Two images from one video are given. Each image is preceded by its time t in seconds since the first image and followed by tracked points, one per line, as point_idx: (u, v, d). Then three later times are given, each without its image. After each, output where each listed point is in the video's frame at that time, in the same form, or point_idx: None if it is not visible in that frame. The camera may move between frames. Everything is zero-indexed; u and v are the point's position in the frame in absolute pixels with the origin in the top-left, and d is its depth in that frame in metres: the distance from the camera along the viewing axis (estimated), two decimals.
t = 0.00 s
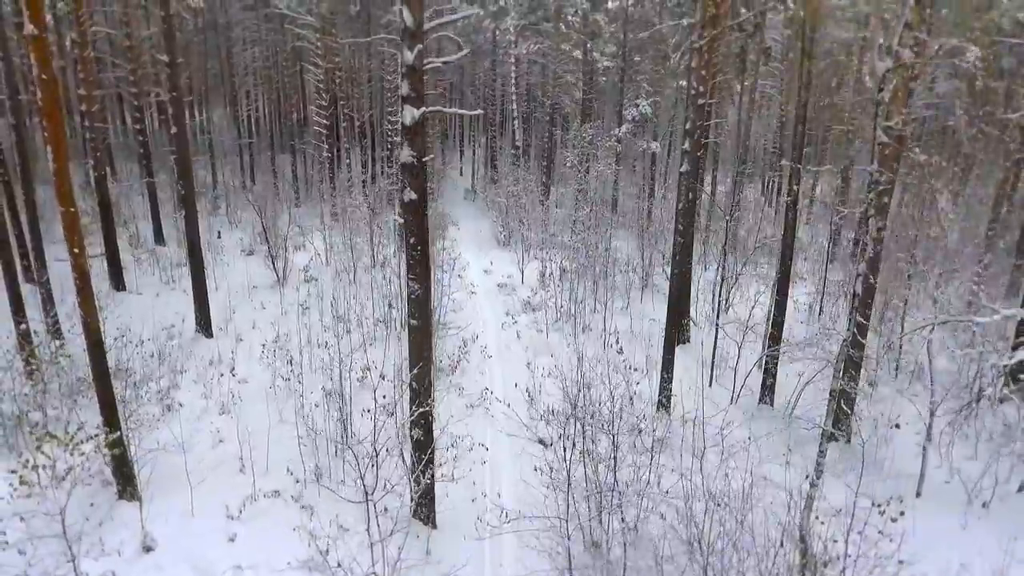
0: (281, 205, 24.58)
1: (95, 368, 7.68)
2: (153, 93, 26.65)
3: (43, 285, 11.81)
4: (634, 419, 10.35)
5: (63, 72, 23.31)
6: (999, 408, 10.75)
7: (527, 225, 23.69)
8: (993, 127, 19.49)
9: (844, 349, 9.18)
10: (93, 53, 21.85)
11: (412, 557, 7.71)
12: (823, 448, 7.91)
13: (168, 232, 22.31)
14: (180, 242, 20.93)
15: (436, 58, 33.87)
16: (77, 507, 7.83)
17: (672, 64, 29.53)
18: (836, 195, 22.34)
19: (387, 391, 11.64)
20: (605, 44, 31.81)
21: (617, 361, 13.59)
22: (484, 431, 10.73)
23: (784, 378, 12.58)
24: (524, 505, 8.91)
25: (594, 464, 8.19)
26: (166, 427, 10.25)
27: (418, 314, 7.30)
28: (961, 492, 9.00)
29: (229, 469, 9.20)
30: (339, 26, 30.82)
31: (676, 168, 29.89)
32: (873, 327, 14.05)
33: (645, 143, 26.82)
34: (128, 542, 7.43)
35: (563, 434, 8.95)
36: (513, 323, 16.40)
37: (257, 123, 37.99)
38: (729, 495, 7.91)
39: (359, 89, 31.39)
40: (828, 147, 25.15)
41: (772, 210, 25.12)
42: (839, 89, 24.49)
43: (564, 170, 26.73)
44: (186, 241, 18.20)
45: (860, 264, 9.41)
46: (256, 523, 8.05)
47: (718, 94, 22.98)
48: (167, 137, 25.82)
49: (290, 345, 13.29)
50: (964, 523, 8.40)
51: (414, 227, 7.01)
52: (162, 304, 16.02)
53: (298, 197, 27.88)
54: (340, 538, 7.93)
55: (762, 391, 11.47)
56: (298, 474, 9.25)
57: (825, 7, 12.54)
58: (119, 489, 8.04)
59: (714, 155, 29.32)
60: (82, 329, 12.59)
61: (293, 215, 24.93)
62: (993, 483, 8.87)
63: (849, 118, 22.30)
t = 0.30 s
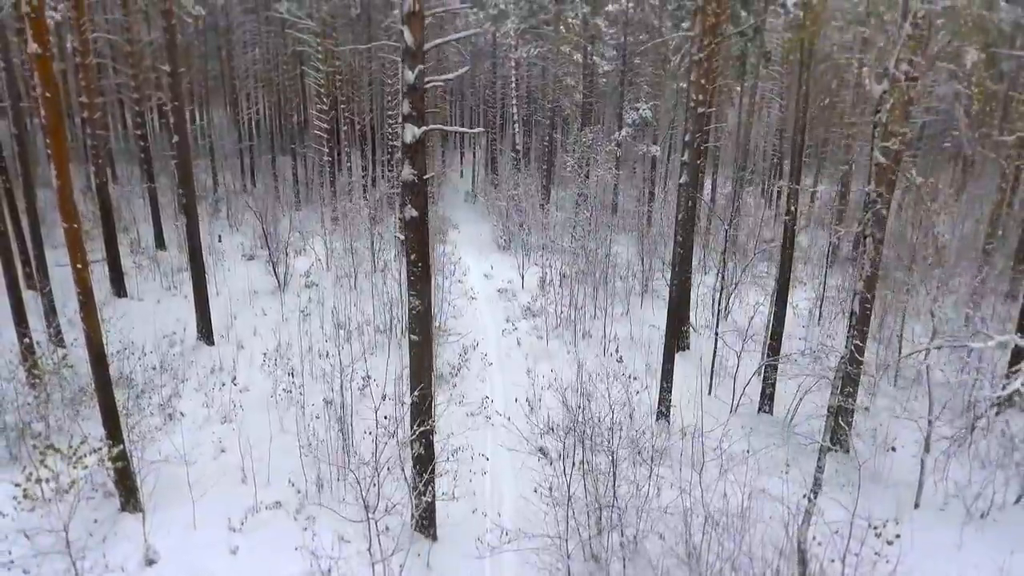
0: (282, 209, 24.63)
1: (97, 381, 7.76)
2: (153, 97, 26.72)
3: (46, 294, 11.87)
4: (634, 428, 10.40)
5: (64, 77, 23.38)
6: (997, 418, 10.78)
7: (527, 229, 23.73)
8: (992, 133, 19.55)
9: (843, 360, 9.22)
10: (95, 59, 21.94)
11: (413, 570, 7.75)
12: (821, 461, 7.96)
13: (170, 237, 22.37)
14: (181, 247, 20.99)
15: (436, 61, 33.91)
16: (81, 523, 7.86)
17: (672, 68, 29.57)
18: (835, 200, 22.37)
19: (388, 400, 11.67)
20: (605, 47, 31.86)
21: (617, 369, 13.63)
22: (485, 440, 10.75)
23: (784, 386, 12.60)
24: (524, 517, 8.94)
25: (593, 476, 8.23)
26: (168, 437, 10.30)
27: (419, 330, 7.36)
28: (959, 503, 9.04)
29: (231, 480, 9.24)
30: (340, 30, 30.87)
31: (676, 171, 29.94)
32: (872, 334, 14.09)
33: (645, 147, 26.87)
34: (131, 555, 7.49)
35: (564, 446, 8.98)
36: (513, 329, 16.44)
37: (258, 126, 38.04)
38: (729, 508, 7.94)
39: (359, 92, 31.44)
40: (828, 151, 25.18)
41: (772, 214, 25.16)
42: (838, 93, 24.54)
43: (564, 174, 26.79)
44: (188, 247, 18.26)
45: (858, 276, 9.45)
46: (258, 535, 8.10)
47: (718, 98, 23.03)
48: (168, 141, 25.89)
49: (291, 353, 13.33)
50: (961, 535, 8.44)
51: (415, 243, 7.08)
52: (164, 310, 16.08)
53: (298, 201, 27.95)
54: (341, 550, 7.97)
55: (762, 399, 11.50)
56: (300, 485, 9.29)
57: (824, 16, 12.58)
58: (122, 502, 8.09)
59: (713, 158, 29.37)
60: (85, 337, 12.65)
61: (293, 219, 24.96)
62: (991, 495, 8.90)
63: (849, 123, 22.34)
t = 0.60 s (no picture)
0: (283, 214, 24.67)
1: (100, 396, 7.82)
2: (154, 102, 26.76)
3: (49, 304, 11.94)
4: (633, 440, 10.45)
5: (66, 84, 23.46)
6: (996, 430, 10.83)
7: (528, 234, 23.75)
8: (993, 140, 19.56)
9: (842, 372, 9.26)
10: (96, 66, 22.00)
11: None
12: (819, 477, 8.01)
13: (171, 242, 22.43)
14: (182, 252, 21.03)
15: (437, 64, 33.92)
16: (85, 538, 7.89)
17: (672, 71, 29.56)
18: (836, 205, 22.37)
19: (389, 410, 11.73)
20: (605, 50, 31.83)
21: (618, 378, 13.65)
22: (485, 451, 10.78)
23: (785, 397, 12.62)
24: (523, 530, 8.97)
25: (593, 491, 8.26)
26: (170, 447, 10.36)
27: (420, 346, 7.42)
28: (957, 517, 9.08)
29: (233, 491, 9.31)
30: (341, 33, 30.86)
31: (676, 174, 29.97)
32: (872, 342, 14.13)
33: (645, 151, 26.89)
34: (134, 569, 7.55)
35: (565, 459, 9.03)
36: (513, 336, 16.49)
37: (258, 129, 38.11)
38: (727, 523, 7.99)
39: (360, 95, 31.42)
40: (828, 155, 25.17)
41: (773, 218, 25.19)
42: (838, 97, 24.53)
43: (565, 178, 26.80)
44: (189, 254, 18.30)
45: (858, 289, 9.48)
46: (260, 548, 8.16)
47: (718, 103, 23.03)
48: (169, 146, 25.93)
49: (292, 363, 13.38)
50: (959, 550, 8.50)
51: (415, 262, 7.14)
52: (165, 317, 16.14)
53: (299, 205, 28.00)
54: (342, 564, 8.01)
55: (761, 409, 11.53)
56: (302, 497, 9.35)
57: (824, 25, 12.58)
58: (126, 516, 8.16)
59: (714, 161, 29.40)
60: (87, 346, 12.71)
61: (294, 223, 25.00)
62: (989, 511, 8.95)
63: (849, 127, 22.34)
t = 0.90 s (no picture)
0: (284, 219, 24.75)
1: (104, 410, 7.90)
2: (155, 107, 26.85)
3: (51, 314, 12.01)
4: (633, 451, 10.52)
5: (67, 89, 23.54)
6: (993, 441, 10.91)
7: (528, 238, 23.81)
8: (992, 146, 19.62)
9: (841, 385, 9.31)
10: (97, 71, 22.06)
11: None
12: (817, 493, 8.10)
13: (172, 247, 22.51)
14: (183, 257, 21.10)
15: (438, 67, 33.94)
16: (89, 552, 7.96)
17: (672, 75, 29.60)
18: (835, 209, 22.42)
19: (390, 419, 11.79)
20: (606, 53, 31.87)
21: (618, 386, 13.71)
22: (486, 461, 10.84)
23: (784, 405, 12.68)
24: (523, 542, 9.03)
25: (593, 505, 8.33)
26: (172, 457, 10.43)
27: (421, 362, 7.49)
28: (954, 530, 9.16)
29: (235, 502, 9.38)
30: (341, 37, 30.89)
31: (676, 178, 30.03)
32: (871, 349, 14.19)
33: (645, 155, 26.95)
34: None
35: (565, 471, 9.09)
36: (513, 343, 16.57)
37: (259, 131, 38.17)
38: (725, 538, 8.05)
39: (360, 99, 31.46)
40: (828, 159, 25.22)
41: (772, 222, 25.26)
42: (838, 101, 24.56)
43: (565, 183, 26.86)
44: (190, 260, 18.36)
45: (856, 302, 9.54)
46: (262, 561, 8.22)
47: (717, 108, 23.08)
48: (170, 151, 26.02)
49: (293, 371, 13.44)
50: (955, 564, 8.58)
51: (416, 279, 7.20)
52: (167, 324, 16.22)
53: (300, 210, 28.08)
54: None
55: (761, 419, 11.59)
56: (303, 508, 9.41)
57: (824, 34, 12.60)
58: (129, 529, 8.23)
59: (714, 164, 29.44)
60: (89, 355, 12.78)
61: (295, 228, 25.06)
62: (985, 524, 9.03)
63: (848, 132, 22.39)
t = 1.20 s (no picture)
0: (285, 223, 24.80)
1: (108, 424, 7.97)
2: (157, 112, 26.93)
3: (54, 323, 12.08)
4: (632, 461, 10.57)
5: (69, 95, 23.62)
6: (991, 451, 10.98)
7: (529, 242, 23.86)
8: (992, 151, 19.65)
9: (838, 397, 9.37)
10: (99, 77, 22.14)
11: None
12: (814, 507, 8.18)
13: (173, 252, 22.57)
14: (184, 262, 21.15)
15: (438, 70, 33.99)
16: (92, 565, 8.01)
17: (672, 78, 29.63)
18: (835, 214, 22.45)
19: (391, 429, 11.84)
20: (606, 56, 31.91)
21: (618, 394, 13.77)
22: (486, 470, 10.89)
23: (783, 414, 12.73)
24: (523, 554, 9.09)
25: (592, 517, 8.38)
26: (174, 467, 10.49)
27: (422, 376, 7.56)
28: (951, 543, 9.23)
29: (237, 513, 9.44)
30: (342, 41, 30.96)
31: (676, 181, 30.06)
32: (871, 356, 14.24)
33: (645, 159, 26.99)
34: None
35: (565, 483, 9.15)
36: (514, 349, 16.62)
37: (260, 134, 38.21)
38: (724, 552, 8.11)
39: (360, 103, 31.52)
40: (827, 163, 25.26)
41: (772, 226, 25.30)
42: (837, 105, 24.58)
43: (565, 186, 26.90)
44: (191, 266, 18.41)
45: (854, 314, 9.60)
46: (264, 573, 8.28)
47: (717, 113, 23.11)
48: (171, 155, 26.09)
49: (295, 380, 13.50)
50: None
51: (416, 295, 7.27)
52: (168, 331, 16.28)
53: (300, 214, 28.16)
54: None
55: (760, 428, 11.65)
56: (305, 519, 9.48)
57: (823, 42, 12.64)
58: (133, 541, 8.29)
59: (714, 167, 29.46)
60: (91, 364, 12.84)
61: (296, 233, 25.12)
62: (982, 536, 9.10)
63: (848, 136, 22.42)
